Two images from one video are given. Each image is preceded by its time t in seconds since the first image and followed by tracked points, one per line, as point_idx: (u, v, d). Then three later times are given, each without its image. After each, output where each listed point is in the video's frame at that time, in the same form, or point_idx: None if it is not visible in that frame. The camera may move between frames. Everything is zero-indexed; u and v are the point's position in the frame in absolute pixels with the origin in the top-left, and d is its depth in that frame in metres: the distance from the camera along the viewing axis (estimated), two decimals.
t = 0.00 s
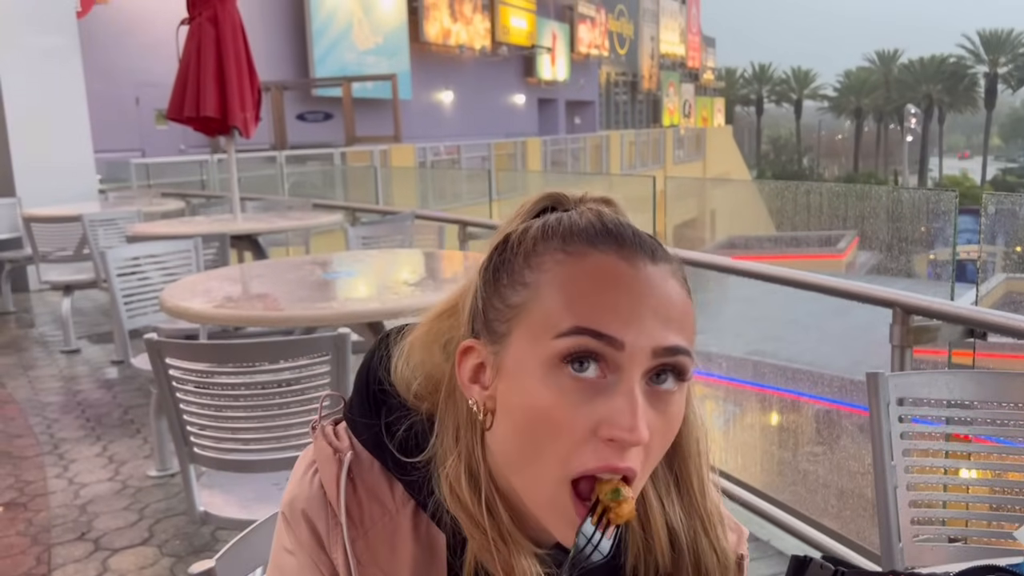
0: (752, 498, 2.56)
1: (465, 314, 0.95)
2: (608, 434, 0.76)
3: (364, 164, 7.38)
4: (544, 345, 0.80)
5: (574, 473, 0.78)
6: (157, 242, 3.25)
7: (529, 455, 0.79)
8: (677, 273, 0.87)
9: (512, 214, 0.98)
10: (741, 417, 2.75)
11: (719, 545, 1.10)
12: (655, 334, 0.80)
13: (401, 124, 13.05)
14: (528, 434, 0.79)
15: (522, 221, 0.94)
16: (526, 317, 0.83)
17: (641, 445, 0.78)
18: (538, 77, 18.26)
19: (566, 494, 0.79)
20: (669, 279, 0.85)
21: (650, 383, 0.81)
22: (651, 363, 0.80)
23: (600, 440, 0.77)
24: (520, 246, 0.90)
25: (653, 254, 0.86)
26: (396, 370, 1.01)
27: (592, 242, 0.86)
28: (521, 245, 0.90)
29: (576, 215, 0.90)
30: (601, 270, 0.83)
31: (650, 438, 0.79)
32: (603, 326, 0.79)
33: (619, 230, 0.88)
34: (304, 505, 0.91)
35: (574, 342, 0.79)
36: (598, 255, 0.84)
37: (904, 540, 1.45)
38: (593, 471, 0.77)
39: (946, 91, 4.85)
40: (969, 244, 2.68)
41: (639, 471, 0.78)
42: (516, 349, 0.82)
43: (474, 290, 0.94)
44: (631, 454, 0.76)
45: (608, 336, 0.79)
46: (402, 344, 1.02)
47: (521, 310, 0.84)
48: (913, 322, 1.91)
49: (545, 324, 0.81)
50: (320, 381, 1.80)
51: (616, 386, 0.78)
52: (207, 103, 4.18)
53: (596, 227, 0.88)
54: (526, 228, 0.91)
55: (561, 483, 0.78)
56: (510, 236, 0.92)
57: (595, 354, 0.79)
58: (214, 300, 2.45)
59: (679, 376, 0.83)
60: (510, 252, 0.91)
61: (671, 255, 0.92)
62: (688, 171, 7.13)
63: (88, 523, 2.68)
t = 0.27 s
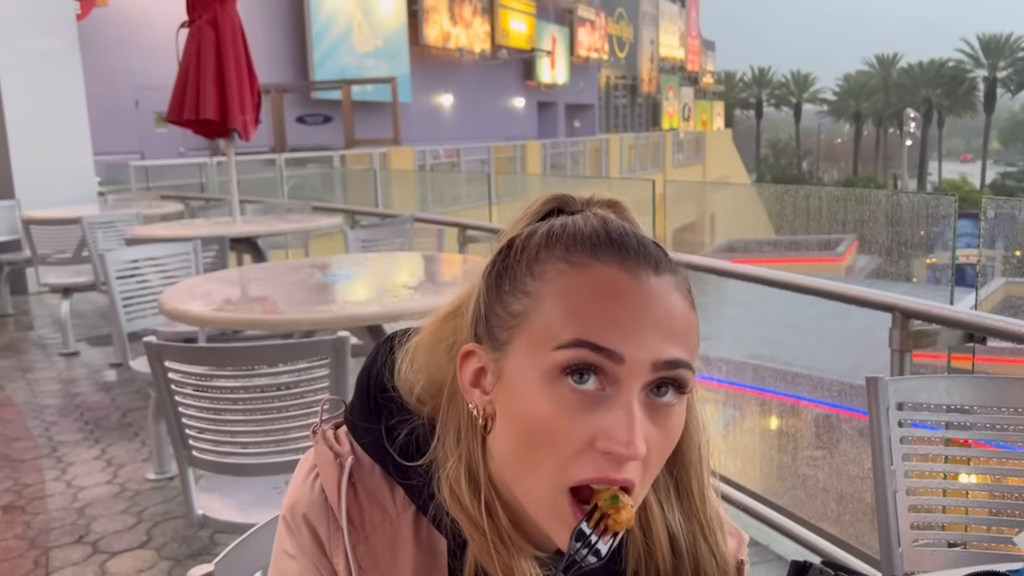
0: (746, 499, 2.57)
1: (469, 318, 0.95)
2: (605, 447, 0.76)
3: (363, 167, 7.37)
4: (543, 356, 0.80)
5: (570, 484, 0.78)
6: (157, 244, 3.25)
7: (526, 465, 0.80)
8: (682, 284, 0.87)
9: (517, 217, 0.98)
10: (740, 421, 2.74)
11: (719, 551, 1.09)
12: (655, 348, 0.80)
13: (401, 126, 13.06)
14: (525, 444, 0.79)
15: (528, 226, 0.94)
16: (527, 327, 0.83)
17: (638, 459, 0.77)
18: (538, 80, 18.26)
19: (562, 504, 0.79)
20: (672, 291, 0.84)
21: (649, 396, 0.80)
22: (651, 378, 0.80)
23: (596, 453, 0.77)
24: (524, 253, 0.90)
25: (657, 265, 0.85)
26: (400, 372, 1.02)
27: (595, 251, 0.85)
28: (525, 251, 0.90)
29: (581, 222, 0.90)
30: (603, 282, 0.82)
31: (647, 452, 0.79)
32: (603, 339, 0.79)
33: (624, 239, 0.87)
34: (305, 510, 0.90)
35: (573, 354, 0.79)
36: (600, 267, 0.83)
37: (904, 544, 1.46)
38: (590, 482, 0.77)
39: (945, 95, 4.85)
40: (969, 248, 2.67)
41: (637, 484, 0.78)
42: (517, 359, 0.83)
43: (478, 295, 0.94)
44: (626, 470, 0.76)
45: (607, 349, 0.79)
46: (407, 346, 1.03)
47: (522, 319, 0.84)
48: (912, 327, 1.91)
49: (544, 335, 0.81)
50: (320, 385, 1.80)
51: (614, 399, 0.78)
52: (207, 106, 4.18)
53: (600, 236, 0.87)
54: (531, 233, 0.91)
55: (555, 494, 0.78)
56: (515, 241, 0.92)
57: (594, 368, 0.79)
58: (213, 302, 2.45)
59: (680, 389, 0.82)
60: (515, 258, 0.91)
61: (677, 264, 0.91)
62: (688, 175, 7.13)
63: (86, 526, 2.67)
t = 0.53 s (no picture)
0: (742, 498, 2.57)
1: (468, 317, 0.95)
2: (597, 452, 0.77)
3: (361, 169, 7.38)
4: (538, 360, 0.81)
5: (563, 486, 0.78)
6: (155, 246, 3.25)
7: (520, 467, 0.80)
8: (679, 288, 0.86)
9: (518, 215, 0.98)
10: (738, 422, 2.74)
11: (714, 550, 1.10)
12: (650, 354, 0.80)
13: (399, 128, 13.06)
14: (520, 447, 0.80)
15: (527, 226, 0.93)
16: (523, 329, 0.83)
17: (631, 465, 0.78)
18: (536, 82, 18.27)
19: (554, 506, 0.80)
20: (670, 295, 0.84)
21: (643, 402, 0.81)
22: (645, 384, 0.80)
23: (588, 458, 0.77)
24: (523, 254, 0.90)
25: (655, 270, 0.85)
26: (401, 373, 1.02)
27: (593, 255, 0.85)
28: (524, 252, 0.90)
29: (580, 224, 0.90)
30: (599, 287, 0.82)
31: (640, 457, 0.79)
32: (597, 345, 0.79)
33: (622, 243, 0.87)
34: (303, 511, 0.90)
35: (567, 359, 0.79)
36: (597, 271, 0.83)
37: (901, 546, 1.45)
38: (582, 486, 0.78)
39: (943, 99, 4.85)
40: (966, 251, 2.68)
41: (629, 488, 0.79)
42: (512, 362, 0.83)
43: (477, 294, 0.94)
44: (619, 475, 0.77)
45: (601, 355, 0.79)
46: (408, 345, 1.03)
47: (518, 322, 0.84)
48: (910, 328, 1.91)
49: (540, 339, 0.81)
50: (318, 386, 1.80)
51: (607, 405, 0.78)
52: (205, 108, 4.18)
53: (599, 239, 0.87)
54: (530, 234, 0.91)
55: (549, 496, 0.79)
56: (514, 241, 0.92)
57: (588, 373, 0.79)
58: (210, 304, 2.44)
59: (675, 394, 0.82)
60: (513, 259, 0.91)
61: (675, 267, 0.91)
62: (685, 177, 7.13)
63: (83, 528, 2.67)
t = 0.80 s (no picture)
0: (737, 500, 2.59)
1: (467, 319, 0.96)
2: (597, 458, 0.77)
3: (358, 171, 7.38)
4: (539, 366, 0.81)
5: (563, 491, 0.79)
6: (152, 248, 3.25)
7: (520, 471, 0.81)
8: (678, 294, 0.86)
9: (518, 217, 0.98)
10: (734, 424, 2.75)
11: (711, 551, 1.10)
12: (649, 360, 0.80)
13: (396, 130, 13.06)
14: (521, 451, 0.80)
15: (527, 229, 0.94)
16: (523, 335, 0.83)
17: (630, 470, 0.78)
18: (533, 84, 18.27)
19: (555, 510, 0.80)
20: (669, 301, 0.84)
21: (644, 408, 0.81)
22: (645, 390, 0.80)
23: (588, 463, 0.78)
24: (523, 258, 0.90)
25: (655, 275, 0.85)
26: (401, 377, 1.03)
27: (593, 260, 0.85)
28: (525, 256, 0.90)
29: (580, 228, 0.90)
30: (599, 293, 0.82)
31: (640, 462, 0.80)
32: (597, 352, 0.79)
33: (622, 248, 0.87)
34: (304, 514, 0.90)
35: (567, 366, 0.79)
36: (596, 277, 0.83)
37: (897, 548, 1.46)
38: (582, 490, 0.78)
39: (939, 101, 4.87)
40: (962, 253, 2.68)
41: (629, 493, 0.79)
42: (513, 366, 0.83)
43: (477, 297, 0.94)
44: (617, 481, 0.77)
45: (601, 362, 0.79)
46: (408, 347, 1.03)
47: (519, 327, 0.84)
48: (906, 331, 1.92)
49: (540, 345, 0.82)
50: (316, 389, 1.80)
51: (606, 411, 0.79)
52: (202, 110, 4.18)
53: (598, 243, 0.87)
54: (530, 237, 0.91)
55: (550, 501, 0.79)
56: (514, 245, 0.92)
57: (588, 380, 0.79)
58: (208, 306, 2.45)
59: (674, 400, 0.83)
60: (513, 262, 0.91)
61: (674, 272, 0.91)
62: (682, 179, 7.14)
63: (80, 530, 2.66)
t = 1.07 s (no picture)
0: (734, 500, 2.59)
1: (469, 312, 0.96)
2: (593, 454, 0.78)
3: (354, 172, 7.37)
4: (536, 362, 0.81)
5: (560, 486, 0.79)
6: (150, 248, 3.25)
7: (518, 466, 0.81)
8: (678, 292, 0.87)
9: (520, 211, 0.98)
10: (731, 425, 2.75)
11: (710, 544, 1.10)
12: (646, 359, 0.80)
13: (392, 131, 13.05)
14: (520, 446, 0.81)
15: (528, 225, 0.94)
16: (522, 331, 0.84)
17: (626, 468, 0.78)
18: (529, 85, 18.27)
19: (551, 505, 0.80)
20: (668, 300, 0.84)
21: (642, 405, 0.81)
22: (643, 388, 0.80)
23: (584, 459, 0.78)
24: (524, 253, 0.90)
25: (654, 273, 0.85)
26: (404, 372, 1.03)
27: (593, 258, 0.85)
28: (525, 252, 0.90)
29: (581, 224, 0.90)
30: (599, 290, 0.82)
31: (636, 459, 0.80)
32: (595, 350, 0.79)
33: (621, 245, 0.87)
34: (306, 511, 0.91)
35: (566, 363, 0.80)
36: (596, 275, 0.83)
37: (895, 545, 1.48)
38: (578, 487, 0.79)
39: (934, 101, 4.87)
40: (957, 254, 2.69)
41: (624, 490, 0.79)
42: (512, 362, 0.83)
43: (478, 291, 0.95)
44: (613, 477, 0.77)
45: (598, 360, 0.79)
46: (412, 342, 1.04)
47: (519, 322, 0.84)
48: (903, 330, 1.93)
49: (538, 341, 0.82)
50: (314, 389, 1.80)
51: (603, 408, 0.79)
52: (199, 110, 4.18)
53: (599, 240, 0.87)
54: (532, 232, 0.92)
55: (547, 495, 0.80)
56: (516, 240, 0.93)
57: (585, 377, 0.79)
58: (206, 306, 2.45)
59: (673, 397, 0.83)
60: (514, 258, 0.91)
61: (675, 270, 0.91)
62: (678, 180, 7.14)
63: (77, 531, 2.66)
